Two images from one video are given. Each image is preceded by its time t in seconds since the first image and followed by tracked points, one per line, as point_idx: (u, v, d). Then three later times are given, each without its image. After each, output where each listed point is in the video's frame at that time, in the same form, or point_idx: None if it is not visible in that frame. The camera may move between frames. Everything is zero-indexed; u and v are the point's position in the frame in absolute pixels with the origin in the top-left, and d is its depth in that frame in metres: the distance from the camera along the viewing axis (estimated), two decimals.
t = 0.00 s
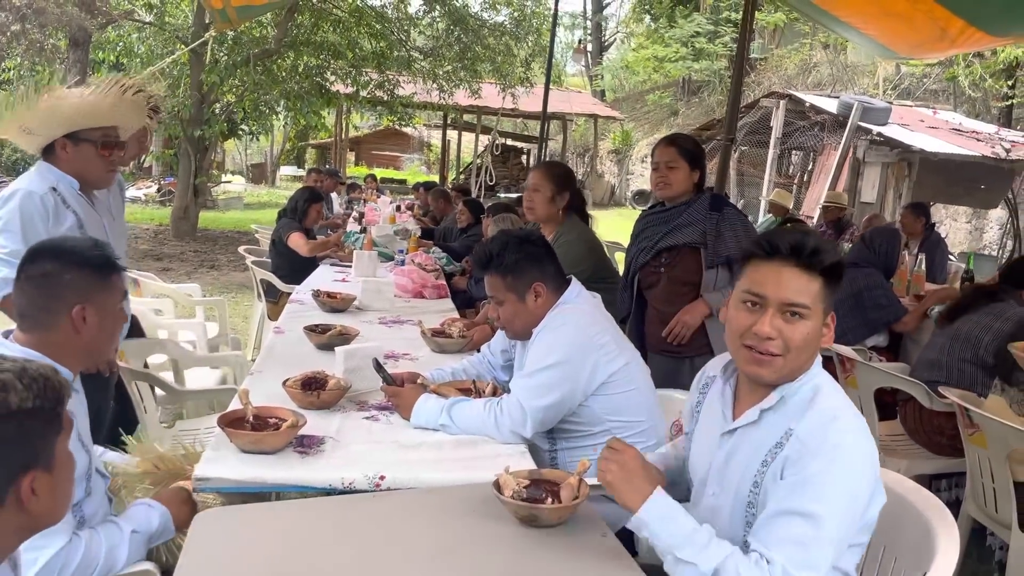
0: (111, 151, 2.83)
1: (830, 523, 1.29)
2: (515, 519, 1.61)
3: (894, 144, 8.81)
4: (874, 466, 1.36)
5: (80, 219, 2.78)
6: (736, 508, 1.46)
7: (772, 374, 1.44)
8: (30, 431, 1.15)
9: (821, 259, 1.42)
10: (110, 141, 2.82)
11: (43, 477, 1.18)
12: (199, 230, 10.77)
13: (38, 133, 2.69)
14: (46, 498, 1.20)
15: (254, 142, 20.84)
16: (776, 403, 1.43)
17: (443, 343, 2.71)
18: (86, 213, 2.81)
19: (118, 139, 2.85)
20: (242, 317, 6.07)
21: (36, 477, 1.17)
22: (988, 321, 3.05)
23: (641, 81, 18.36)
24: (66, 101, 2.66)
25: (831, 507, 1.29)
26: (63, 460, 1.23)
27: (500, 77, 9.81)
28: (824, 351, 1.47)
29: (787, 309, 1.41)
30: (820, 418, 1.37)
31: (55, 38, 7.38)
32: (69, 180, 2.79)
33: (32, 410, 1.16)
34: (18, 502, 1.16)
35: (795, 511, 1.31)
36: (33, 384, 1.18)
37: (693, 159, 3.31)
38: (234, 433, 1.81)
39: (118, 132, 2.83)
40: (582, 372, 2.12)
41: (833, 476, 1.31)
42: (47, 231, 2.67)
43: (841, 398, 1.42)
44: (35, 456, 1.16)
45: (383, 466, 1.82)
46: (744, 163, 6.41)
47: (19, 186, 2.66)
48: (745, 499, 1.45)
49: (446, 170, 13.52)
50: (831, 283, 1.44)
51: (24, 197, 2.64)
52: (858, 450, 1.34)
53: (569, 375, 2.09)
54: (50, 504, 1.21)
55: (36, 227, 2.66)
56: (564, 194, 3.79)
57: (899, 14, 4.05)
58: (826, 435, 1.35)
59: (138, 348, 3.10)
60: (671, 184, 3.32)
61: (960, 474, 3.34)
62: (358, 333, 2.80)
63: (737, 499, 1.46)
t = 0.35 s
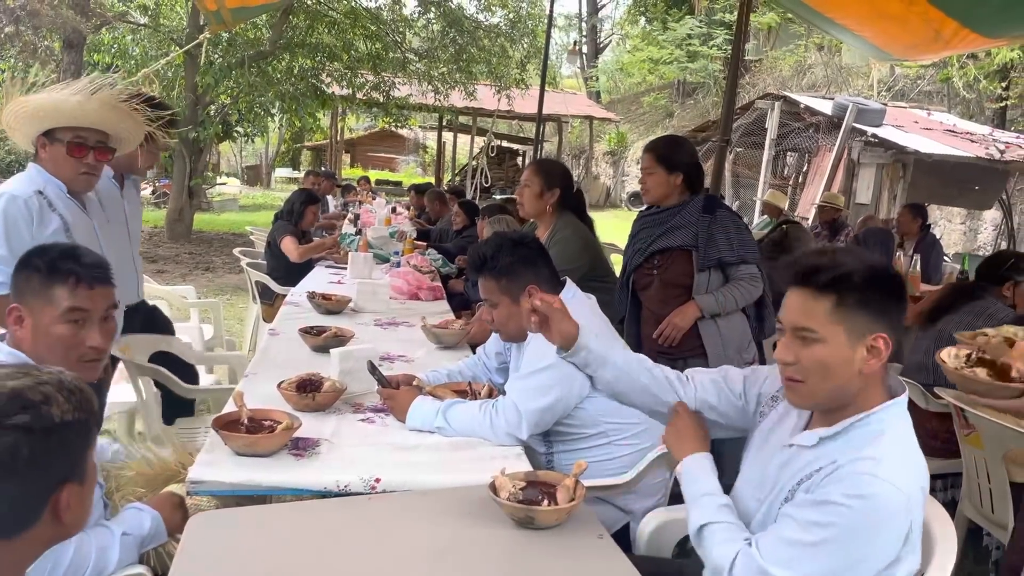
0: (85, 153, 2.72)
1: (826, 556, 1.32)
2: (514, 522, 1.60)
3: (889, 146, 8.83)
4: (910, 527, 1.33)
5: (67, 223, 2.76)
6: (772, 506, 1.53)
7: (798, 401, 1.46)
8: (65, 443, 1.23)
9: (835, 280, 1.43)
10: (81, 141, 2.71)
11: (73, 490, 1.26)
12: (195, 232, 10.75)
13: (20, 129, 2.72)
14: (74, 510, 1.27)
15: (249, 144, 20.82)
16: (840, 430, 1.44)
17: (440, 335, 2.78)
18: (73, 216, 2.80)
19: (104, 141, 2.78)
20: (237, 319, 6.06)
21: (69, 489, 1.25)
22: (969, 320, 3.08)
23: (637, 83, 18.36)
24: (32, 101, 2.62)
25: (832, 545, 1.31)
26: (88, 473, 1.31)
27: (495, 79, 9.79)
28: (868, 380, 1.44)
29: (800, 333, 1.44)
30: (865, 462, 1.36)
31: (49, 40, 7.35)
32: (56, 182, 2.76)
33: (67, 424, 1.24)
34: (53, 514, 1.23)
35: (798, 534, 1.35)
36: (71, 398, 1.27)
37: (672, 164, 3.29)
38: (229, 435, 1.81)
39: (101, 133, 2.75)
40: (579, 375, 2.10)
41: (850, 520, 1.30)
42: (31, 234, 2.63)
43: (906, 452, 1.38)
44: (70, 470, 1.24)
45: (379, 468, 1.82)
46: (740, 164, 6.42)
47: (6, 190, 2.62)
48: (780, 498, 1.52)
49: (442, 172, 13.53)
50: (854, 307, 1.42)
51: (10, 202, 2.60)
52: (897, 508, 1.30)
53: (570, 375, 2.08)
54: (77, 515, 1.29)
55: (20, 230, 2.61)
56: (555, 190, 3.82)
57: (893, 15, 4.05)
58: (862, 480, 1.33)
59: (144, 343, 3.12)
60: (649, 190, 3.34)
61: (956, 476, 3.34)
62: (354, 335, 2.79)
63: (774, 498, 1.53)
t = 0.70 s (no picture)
0: (78, 155, 2.73)
1: (833, 559, 1.31)
2: (512, 526, 1.58)
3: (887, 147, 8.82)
4: (908, 513, 1.34)
5: (57, 225, 2.72)
6: (770, 514, 1.53)
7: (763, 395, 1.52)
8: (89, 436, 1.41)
9: (771, 275, 1.47)
10: (73, 142, 2.72)
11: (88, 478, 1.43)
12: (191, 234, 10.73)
13: (13, 132, 2.68)
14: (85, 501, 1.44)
15: (245, 146, 20.79)
16: (826, 427, 1.46)
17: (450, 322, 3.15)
18: (64, 219, 2.75)
19: (98, 143, 2.79)
20: (234, 322, 6.04)
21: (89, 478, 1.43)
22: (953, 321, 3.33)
23: (634, 84, 18.33)
24: (21, 102, 2.59)
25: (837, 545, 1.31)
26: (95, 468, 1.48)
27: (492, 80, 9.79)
28: (817, 369, 1.46)
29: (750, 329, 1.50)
30: (857, 456, 1.38)
31: (45, 42, 7.33)
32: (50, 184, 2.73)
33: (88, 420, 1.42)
34: (74, 503, 1.41)
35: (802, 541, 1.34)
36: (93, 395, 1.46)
37: (675, 166, 3.27)
38: (225, 438, 1.79)
39: (96, 136, 2.76)
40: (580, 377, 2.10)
41: (853, 516, 1.31)
42: (16, 238, 2.62)
43: (892, 438, 1.41)
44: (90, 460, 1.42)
45: (376, 470, 1.80)
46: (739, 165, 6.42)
47: None
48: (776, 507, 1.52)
49: (439, 174, 13.51)
50: (791, 300, 1.45)
51: None
52: (893, 496, 1.32)
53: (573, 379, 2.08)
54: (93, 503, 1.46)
55: (6, 233, 2.61)
56: (565, 187, 3.82)
57: (890, 16, 4.04)
58: (855, 473, 1.35)
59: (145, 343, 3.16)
60: (652, 193, 3.32)
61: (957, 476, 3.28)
62: (351, 337, 2.78)
63: (773, 505, 1.52)
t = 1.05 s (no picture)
0: (85, 165, 2.74)
1: (792, 498, 1.25)
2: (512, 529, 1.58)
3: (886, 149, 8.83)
4: (841, 454, 1.33)
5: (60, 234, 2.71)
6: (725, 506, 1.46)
7: (715, 382, 1.46)
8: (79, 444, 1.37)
9: (713, 261, 1.44)
10: (82, 153, 2.73)
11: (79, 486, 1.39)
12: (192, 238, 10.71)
13: (21, 137, 2.72)
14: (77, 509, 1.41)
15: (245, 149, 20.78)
16: (735, 408, 1.44)
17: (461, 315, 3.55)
18: (68, 228, 2.75)
19: (105, 154, 2.79)
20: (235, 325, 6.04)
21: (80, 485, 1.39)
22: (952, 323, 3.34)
23: (632, 87, 18.33)
24: (34, 110, 2.63)
25: (792, 482, 1.26)
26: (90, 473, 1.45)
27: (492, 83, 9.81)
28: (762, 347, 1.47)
29: (705, 317, 1.44)
30: (781, 408, 1.38)
31: (44, 46, 7.31)
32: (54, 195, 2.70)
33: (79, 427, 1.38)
34: (64, 511, 1.37)
35: (759, 487, 1.27)
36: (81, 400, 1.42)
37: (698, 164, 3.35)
38: (227, 443, 1.79)
39: (103, 147, 2.76)
40: (579, 380, 2.09)
41: (795, 458, 1.28)
42: (25, 249, 2.61)
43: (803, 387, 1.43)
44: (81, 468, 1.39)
45: (378, 475, 1.80)
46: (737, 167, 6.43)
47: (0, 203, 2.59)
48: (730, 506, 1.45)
49: (439, 177, 13.51)
50: (748, 285, 1.45)
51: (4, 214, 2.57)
52: (821, 432, 1.33)
53: (571, 380, 2.08)
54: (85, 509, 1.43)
55: (14, 244, 2.59)
56: (585, 189, 3.86)
57: (889, 19, 4.05)
58: (785, 425, 1.34)
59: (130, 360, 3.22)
60: (687, 192, 3.32)
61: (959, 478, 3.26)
62: (351, 340, 2.77)
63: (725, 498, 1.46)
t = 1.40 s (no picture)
0: (103, 182, 2.72)
1: (767, 513, 1.28)
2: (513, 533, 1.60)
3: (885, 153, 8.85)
4: (799, 458, 1.37)
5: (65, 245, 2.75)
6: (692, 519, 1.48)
7: (682, 395, 1.46)
8: (77, 457, 1.22)
9: (676, 272, 1.45)
10: (102, 170, 2.71)
11: (80, 504, 1.24)
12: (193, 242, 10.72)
13: (43, 146, 2.67)
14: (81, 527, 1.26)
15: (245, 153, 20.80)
16: (688, 422, 1.47)
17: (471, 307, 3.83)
18: (74, 239, 2.79)
19: (123, 173, 2.77)
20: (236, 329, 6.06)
21: (82, 502, 1.24)
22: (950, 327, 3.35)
23: (632, 90, 18.38)
24: (62, 122, 2.61)
25: (765, 498, 1.29)
26: (95, 489, 1.29)
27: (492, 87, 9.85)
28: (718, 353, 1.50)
29: (675, 328, 1.44)
30: (737, 419, 1.40)
31: (47, 51, 7.32)
32: (63, 205, 2.75)
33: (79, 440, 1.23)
34: (64, 528, 1.22)
35: (732, 509, 1.29)
36: (84, 411, 1.27)
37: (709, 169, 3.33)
38: (230, 446, 1.80)
39: (122, 167, 2.74)
40: (578, 386, 2.11)
41: (764, 472, 1.31)
42: (33, 253, 2.65)
43: (754, 394, 1.45)
44: (83, 484, 1.24)
45: (381, 479, 1.82)
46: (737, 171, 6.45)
47: (11, 207, 2.62)
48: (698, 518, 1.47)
49: (439, 180, 13.54)
50: (703, 297, 1.47)
51: (15, 219, 2.61)
52: (779, 438, 1.36)
53: (567, 386, 2.09)
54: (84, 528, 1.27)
55: (23, 247, 2.62)
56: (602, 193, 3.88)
57: (888, 23, 4.07)
58: (746, 437, 1.36)
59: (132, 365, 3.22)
60: (694, 198, 3.32)
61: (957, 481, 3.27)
62: (353, 344, 2.79)
63: (690, 511, 1.48)
